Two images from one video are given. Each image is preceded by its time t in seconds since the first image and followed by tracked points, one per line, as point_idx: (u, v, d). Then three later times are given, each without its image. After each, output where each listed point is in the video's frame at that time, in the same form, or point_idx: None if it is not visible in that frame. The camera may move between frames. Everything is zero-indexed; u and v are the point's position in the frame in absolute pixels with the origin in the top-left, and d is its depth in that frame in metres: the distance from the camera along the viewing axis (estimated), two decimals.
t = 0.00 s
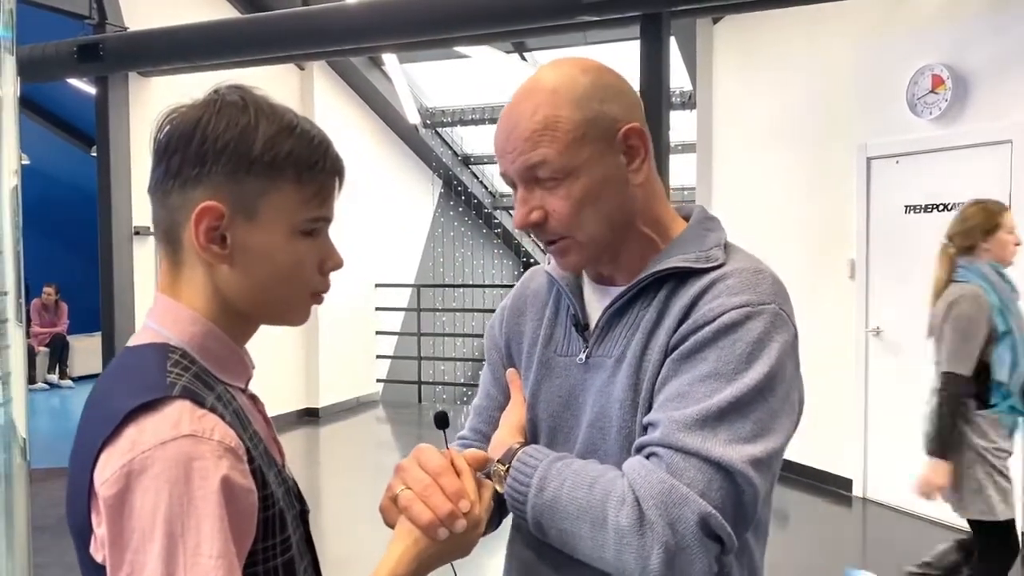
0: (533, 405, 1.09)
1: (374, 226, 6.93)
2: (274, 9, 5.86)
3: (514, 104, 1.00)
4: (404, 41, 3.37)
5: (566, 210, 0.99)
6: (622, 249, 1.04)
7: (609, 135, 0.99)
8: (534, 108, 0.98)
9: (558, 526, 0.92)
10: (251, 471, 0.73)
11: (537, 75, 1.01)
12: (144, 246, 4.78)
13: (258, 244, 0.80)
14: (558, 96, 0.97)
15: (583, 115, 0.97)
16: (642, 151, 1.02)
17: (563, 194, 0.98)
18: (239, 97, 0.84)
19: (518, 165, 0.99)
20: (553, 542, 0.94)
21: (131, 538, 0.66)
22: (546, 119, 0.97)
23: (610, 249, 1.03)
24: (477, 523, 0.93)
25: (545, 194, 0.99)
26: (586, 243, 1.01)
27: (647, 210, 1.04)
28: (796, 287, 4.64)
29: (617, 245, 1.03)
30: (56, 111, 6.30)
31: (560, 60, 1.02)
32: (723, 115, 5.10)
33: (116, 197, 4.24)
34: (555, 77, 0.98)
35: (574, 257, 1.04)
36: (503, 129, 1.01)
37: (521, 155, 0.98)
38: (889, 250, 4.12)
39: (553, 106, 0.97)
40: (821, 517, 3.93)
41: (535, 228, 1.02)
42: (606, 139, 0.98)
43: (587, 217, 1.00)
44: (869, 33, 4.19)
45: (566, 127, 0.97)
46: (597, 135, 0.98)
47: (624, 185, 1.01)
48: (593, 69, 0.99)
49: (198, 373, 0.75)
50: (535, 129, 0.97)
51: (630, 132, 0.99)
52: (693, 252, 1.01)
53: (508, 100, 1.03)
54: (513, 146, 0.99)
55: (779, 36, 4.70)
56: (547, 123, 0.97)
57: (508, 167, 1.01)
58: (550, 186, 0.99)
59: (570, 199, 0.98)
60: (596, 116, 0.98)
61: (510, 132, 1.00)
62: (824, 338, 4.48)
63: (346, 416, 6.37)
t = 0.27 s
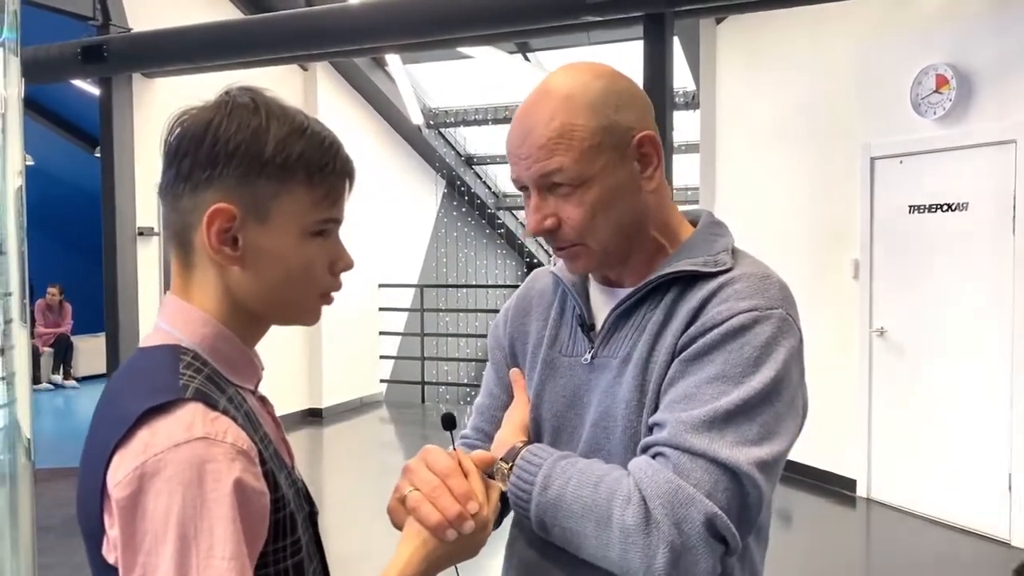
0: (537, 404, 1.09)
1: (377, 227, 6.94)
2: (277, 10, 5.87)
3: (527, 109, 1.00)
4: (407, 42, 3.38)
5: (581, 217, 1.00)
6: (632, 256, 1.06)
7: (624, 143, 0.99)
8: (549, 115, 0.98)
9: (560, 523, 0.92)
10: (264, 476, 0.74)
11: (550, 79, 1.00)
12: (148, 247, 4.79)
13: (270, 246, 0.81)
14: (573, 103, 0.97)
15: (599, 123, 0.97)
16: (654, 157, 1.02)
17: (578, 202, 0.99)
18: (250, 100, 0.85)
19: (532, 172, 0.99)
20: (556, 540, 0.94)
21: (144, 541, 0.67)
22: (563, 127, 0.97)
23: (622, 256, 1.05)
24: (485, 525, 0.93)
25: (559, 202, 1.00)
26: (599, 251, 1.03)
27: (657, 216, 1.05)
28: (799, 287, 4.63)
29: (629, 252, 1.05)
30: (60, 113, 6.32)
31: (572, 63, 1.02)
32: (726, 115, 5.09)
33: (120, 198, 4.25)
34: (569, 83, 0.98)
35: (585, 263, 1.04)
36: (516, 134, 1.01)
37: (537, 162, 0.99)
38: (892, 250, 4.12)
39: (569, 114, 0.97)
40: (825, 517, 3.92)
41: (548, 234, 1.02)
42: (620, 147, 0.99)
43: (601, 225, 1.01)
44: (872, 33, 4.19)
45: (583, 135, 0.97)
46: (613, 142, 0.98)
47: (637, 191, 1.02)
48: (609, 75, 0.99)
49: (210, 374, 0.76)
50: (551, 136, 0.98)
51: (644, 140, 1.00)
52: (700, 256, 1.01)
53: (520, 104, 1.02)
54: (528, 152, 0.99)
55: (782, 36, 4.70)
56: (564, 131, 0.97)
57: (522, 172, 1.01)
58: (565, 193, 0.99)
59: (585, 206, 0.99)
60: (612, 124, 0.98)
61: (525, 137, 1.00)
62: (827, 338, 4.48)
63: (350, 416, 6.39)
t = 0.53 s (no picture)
0: (543, 405, 1.10)
1: (380, 227, 6.95)
2: (280, 11, 5.88)
3: (530, 97, 1.02)
4: (411, 43, 3.39)
5: (574, 201, 1.00)
6: (631, 246, 1.05)
7: (621, 129, 0.99)
8: (547, 99, 0.99)
9: (567, 527, 0.92)
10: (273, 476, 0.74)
11: (555, 69, 1.02)
12: (152, 248, 4.80)
13: (280, 246, 0.81)
14: (570, 88, 0.98)
15: (595, 108, 0.98)
16: (655, 147, 1.02)
17: (571, 185, 1.00)
18: (260, 100, 0.85)
19: (530, 155, 1.01)
20: (562, 542, 0.94)
21: (153, 541, 0.67)
22: (559, 110, 0.98)
23: (619, 243, 1.04)
24: (494, 528, 0.94)
25: (555, 185, 1.01)
26: (594, 235, 1.02)
27: (658, 207, 1.05)
28: (802, 287, 4.64)
29: (626, 240, 1.04)
30: (64, 114, 6.34)
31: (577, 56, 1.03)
32: (729, 115, 5.09)
33: (124, 199, 4.26)
34: (569, 70, 0.99)
35: (582, 249, 1.05)
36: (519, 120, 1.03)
37: (534, 145, 1.00)
38: (896, 250, 4.11)
39: (566, 99, 0.98)
40: (829, 517, 3.92)
41: (544, 219, 1.03)
42: (616, 133, 0.99)
43: (595, 209, 1.01)
44: (876, 33, 4.19)
45: (577, 119, 0.98)
46: (609, 128, 0.99)
47: (635, 178, 1.02)
48: (610, 63, 1.00)
49: (221, 375, 0.76)
50: (547, 120, 0.99)
51: (643, 127, 1.00)
52: (708, 258, 1.01)
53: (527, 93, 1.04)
54: (527, 136, 1.01)
55: (786, 35, 4.69)
56: (559, 115, 0.98)
57: (521, 157, 1.03)
58: (560, 176, 1.00)
59: (578, 189, 1.00)
60: (608, 110, 0.98)
61: (524, 124, 1.01)
62: (830, 337, 4.48)
63: (353, 416, 6.40)
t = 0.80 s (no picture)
0: (549, 407, 1.10)
1: (384, 227, 6.96)
2: (283, 12, 5.88)
3: (522, 116, 1.02)
4: (413, 44, 3.39)
5: (578, 218, 1.01)
6: (635, 254, 1.06)
7: (616, 142, 1.00)
8: (540, 118, 0.99)
9: (574, 530, 0.93)
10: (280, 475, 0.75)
11: (543, 83, 1.02)
12: (155, 248, 4.82)
13: (286, 247, 0.82)
14: (563, 106, 0.98)
15: (589, 123, 0.98)
16: (651, 153, 1.02)
17: (573, 203, 1.00)
18: (267, 103, 0.86)
19: (529, 175, 1.01)
20: (569, 545, 0.95)
21: (161, 539, 0.68)
22: (555, 130, 0.98)
23: (623, 253, 1.05)
24: (496, 524, 0.94)
25: (556, 204, 1.01)
26: (600, 249, 1.03)
27: (660, 212, 1.05)
28: (805, 287, 4.63)
29: (629, 250, 1.05)
30: (67, 115, 6.35)
31: (564, 68, 1.03)
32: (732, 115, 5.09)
33: (127, 199, 4.27)
34: (558, 85, 1.00)
35: (588, 263, 1.05)
36: (513, 140, 1.03)
37: (532, 166, 1.00)
38: (899, 249, 4.11)
39: (560, 117, 0.98)
40: (832, 518, 3.93)
41: (549, 236, 1.04)
42: (612, 147, 0.99)
43: (599, 224, 1.01)
44: (878, 32, 4.18)
45: (573, 136, 0.98)
46: (604, 142, 0.99)
47: (635, 189, 1.02)
48: (597, 75, 1.00)
49: (228, 375, 0.77)
50: (544, 140, 0.99)
51: (638, 137, 1.00)
52: (712, 259, 1.01)
53: (518, 110, 1.04)
54: (523, 157, 1.01)
55: (788, 35, 4.70)
56: (555, 134, 0.98)
57: (519, 177, 1.03)
58: (561, 195, 1.00)
59: (581, 207, 1.00)
60: (602, 124, 0.99)
61: (520, 142, 1.01)
62: (833, 337, 4.48)
63: (357, 416, 6.42)
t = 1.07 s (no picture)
0: (558, 407, 1.10)
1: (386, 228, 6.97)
2: (286, 12, 5.90)
3: (542, 112, 1.02)
4: (416, 44, 3.40)
5: (600, 214, 1.00)
6: (653, 253, 1.06)
7: (640, 139, 1.00)
8: (564, 113, 0.99)
9: (590, 528, 0.91)
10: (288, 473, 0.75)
11: (563, 79, 1.02)
12: (159, 249, 4.83)
13: (295, 247, 0.83)
14: (588, 101, 0.98)
15: (614, 119, 0.98)
16: (672, 152, 1.03)
17: (595, 199, 1.00)
18: (276, 105, 0.86)
19: (550, 171, 1.01)
20: (582, 543, 0.94)
21: (171, 534, 0.68)
22: (579, 125, 0.98)
23: (642, 250, 1.05)
24: (502, 525, 0.94)
25: (578, 199, 1.01)
26: (620, 245, 1.03)
27: (677, 212, 1.06)
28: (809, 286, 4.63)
29: (648, 247, 1.05)
30: (71, 116, 6.37)
31: (584, 66, 1.03)
32: (734, 114, 5.09)
33: (131, 200, 4.29)
34: (582, 81, 1.00)
35: (607, 260, 1.05)
36: (533, 135, 1.03)
37: (554, 161, 1.00)
38: (902, 249, 4.11)
39: (584, 112, 0.98)
40: (835, 519, 3.93)
41: (568, 232, 1.03)
42: (636, 143, 1.00)
43: (620, 220, 1.01)
44: (881, 32, 4.18)
45: (598, 132, 0.98)
46: (629, 138, 0.99)
47: (656, 185, 1.02)
48: (622, 72, 1.00)
49: (237, 375, 0.78)
50: (567, 135, 0.99)
51: (661, 134, 1.01)
52: (724, 259, 1.01)
53: (537, 106, 1.04)
54: (545, 152, 1.01)
55: (790, 35, 4.70)
56: (580, 130, 0.98)
57: (540, 173, 1.02)
58: (583, 190, 1.00)
59: (603, 202, 1.00)
60: (627, 120, 0.99)
61: (542, 138, 1.01)
62: (837, 337, 4.48)
63: (360, 416, 6.43)
